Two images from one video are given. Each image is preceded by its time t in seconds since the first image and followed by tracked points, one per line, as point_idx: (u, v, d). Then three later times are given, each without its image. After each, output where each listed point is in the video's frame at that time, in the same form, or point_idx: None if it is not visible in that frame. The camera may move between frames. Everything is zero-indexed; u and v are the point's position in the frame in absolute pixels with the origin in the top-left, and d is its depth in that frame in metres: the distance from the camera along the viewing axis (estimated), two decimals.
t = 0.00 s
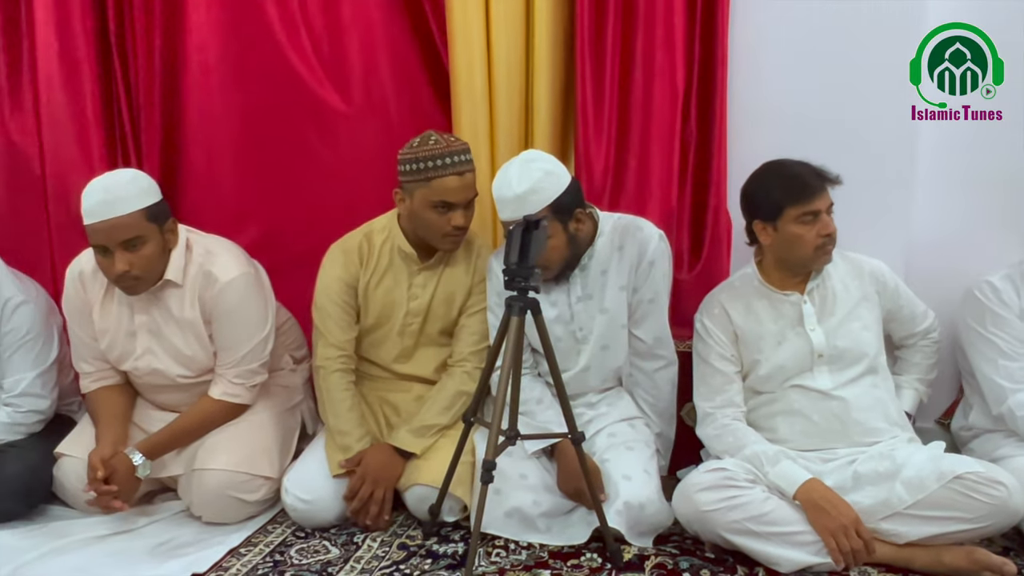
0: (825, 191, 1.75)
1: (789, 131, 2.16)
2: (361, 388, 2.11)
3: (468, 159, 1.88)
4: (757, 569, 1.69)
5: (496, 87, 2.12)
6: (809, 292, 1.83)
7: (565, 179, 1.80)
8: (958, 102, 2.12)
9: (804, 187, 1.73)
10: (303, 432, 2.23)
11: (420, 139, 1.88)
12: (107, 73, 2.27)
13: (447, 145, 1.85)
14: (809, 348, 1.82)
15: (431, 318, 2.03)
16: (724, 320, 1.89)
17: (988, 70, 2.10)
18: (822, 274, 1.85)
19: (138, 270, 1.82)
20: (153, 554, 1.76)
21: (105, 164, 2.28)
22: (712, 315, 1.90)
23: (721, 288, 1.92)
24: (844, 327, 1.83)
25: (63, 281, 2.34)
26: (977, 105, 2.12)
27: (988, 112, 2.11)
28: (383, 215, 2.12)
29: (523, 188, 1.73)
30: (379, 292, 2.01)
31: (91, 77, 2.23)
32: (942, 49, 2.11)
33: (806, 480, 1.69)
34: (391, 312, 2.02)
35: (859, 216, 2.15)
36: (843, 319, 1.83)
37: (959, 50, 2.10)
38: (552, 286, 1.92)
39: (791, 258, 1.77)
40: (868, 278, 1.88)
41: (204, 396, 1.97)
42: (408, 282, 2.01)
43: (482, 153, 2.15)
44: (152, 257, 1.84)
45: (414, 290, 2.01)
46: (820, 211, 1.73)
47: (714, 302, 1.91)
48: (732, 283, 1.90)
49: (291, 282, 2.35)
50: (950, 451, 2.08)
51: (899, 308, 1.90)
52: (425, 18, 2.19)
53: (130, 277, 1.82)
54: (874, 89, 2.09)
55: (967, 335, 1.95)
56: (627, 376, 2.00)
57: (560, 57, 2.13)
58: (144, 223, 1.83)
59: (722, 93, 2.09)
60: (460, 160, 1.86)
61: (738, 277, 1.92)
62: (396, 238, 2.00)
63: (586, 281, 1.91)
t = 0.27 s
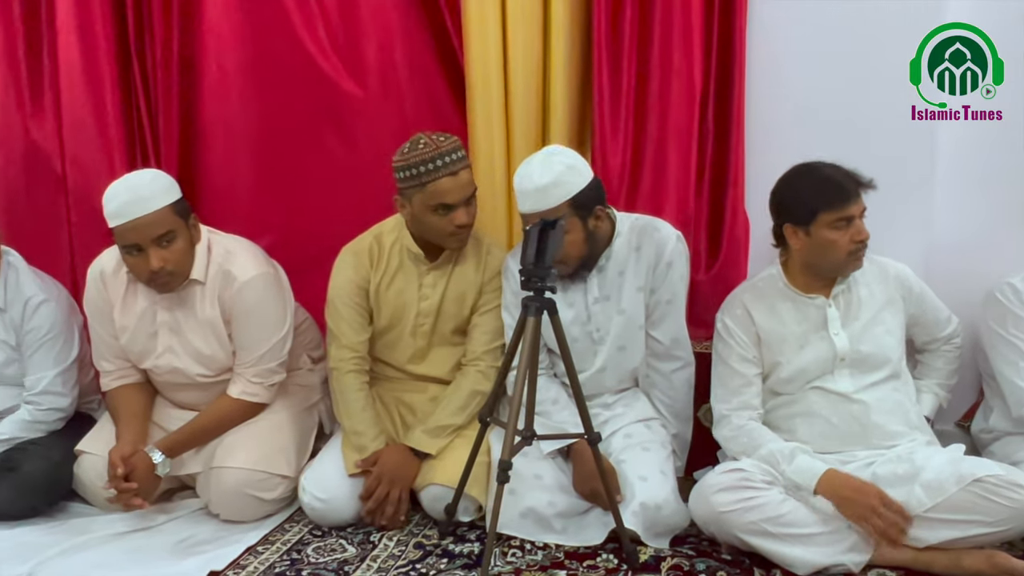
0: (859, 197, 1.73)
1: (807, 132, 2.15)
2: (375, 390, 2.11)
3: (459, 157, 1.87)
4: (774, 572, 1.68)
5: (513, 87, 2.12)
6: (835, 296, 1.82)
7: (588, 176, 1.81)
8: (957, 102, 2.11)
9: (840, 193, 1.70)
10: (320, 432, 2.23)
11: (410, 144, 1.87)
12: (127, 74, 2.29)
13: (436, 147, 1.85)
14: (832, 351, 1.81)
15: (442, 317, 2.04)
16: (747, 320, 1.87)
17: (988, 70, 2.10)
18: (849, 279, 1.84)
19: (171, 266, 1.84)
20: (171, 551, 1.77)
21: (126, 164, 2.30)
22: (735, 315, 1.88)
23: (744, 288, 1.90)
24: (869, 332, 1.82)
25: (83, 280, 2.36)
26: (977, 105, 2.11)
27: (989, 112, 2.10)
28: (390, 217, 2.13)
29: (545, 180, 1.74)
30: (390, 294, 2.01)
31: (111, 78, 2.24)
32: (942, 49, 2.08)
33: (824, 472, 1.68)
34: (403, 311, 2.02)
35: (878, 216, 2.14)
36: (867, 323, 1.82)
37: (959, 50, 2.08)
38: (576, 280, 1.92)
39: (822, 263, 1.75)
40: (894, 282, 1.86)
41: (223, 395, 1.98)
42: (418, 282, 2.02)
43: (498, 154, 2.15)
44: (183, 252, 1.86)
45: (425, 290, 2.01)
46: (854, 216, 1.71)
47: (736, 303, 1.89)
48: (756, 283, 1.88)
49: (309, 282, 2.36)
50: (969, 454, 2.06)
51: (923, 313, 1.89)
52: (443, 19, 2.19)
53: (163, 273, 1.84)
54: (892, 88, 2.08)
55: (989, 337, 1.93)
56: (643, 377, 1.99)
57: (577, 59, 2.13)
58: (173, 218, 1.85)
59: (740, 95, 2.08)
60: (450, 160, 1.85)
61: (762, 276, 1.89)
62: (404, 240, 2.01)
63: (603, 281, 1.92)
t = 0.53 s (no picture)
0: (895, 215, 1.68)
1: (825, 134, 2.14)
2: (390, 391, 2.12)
3: (456, 157, 1.87)
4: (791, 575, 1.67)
5: (529, 87, 2.12)
6: (862, 303, 1.80)
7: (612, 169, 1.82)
8: (957, 102, 2.09)
9: (874, 210, 1.66)
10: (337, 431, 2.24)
11: (409, 149, 1.88)
12: (148, 76, 2.31)
13: (433, 149, 1.85)
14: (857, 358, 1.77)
15: (455, 317, 2.03)
16: (773, 317, 1.86)
17: (988, 69, 2.09)
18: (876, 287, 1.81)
19: (199, 263, 1.86)
20: (190, 549, 1.79)
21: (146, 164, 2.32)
22: (761, 313, 1.86)
23: (770, 287, 1.89)
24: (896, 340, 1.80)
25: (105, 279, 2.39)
26: (976, 105, 2.10)
27: (989, 112, 2.09)
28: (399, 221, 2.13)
29: (569, 163, 1.77)
30: (403, 297, 2.02)
31: (133, 79, 2.27)
32: (942, 49, 2.07)
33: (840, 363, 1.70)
34: (415, 312, 2.02)
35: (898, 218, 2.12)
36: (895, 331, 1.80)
37: (959, 50, 2.07)
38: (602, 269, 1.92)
39: (854, 276, 1.72)
40: (923, 287, 1.84)
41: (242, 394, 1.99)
42: (429, 283, 2.01)
43: (515, 153, 2.15)
44: (208, 248, 1.88)
45: (435, 291, 2.01)
46: (889, 232, 1.67)
47: (762, 300, 1.88)
48: (783, 283, 1.87)
49: (327, 282, 2.37)
50: (991, 458, 2.04)
51: (951, 318, 1.88)
52: (461, 21, 2.20)
53: (191, 270, 1.86)
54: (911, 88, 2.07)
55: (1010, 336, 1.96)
56: (660, 379, 1.99)
57: (594, 60, 2.13)
58: (196, 215, 1.86)
59: (758, 97, 2.08)
60: (448, 160, 1.85)
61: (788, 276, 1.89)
62: (415, 241, 2.02)
63: (620, 282, 1.92)
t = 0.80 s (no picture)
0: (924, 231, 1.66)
1: (846, 135, 2.12)
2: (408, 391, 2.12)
3: (461, 159, 1.86)
4: None
5: (547, 88, 2.12)
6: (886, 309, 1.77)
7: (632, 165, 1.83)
8: (957, 103, 2.08)
9: (901, 223, 1.64)
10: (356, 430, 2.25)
11: (415, 152, 1.89)
12: (170, 77, 2.33)
13: (440, 152, 1.85)
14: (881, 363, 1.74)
15: (471, 317, 2.03)
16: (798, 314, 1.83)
17: (988, 70, 2.08)
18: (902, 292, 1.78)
19: (228, 259, 1.87)
20: (210, 546, 1.80)
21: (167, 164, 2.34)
22: (783, 310, 1.85)
23: (795, 286, 1.86)
24: (921, 346, 1.77)
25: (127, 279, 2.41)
26: (977, 105, 2.09)
27: (989, 112, 2.08)
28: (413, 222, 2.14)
29: (590, 155, 1.78)
30: (418, 299, 2.01)
31: (155, 80, 2.29)
32: (942, 49, 2.07)
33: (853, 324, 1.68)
34: (430, 313, 2.02)
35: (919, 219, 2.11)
36: (920, 337, 1.77)
37: (959, 50, 2.06)
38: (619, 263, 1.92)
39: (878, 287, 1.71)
40: (949, 291, 1.81)
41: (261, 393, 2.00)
42: (443, 283, 2.01)
43: (533, 154, 2.15)
44: (234, 245, 1.90)
45: (449, 292, 2.00)
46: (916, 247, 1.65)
47: (787, 296, 1.86)
48: (806, 282, 1.85)
49: (345, 282, 2.38)
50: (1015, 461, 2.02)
51: (977, 322, 1.85)
52: (480, 22, 2.20)
53: (222, 267, 1.87)
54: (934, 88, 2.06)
55: None
56: (678, 380, 1.98)
57: (613, 61, 2.13)
58: (220, 213, 1.88)
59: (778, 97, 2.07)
60: (454, 162, 1.85)
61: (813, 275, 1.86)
62: (428, 242, 2.02)
63: (637, 282, 1.92)
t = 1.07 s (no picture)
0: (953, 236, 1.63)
1: (868, 137, 2.11)
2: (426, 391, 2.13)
3: (475, 161, 1.86)
4: None
5: (567, 89, 2.13)
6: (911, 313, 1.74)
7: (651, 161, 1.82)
8: (957, 102, 2.08)
9: (929, 229, 1.62)
10: (375, 430, 2.26)
11: (431, 155, 1.89)
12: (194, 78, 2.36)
13: (455, 154, 1.85)
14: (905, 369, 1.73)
15: (489, 317, 2.03)
16: (821, 316, 1.82)
17: (988, 69, 2.06)
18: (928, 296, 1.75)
19: (250, 259, 1.89)
20: (230, 543, 1.81)
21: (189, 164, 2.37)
22: (807, 309, 1.83)
23: (820, 289, 1.84)
24: (947, 352, 1.74)
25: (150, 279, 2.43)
26: (977, 105, 2.08)
27: (989, 112, 2.07)
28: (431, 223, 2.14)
29: (608, 151, 1.79)
30: (436, 299, 2.02)
31: (179, 81, 2.31)
32: (942, 49, 2.06)
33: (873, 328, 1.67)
34: (449, 313, 2.02)
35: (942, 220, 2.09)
36: (946, 342, 1.75)
37: (959, 50, 2.06)
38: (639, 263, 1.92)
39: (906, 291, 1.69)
40: (976, 295, 1.78)
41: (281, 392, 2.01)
42: (460, 285, 2.01)
43: (552, 154, 2.16)
44: (256, 246, 1.91)
45: (466, 294, 2.01)
46: (946, 251, 1.63)
47: (810, 299, 1.84)
48: (831, 286, 1.83)
49: (365, 281, 2.39)
50: None
51: (1004, 325, 1.81)
52: (500, 24, 2.21)
53: (244, 267, 1.89)
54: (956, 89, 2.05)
55: None
56: (698, 380, 1.97)
57: (634, 63, 2.14)
58: (242, 213, 1.90)
59: (799, 98, 2.07)
60: (469, 164, 1.85)
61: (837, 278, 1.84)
62: (445, 243, 2.03)
63: (657, 279, 1.92)
